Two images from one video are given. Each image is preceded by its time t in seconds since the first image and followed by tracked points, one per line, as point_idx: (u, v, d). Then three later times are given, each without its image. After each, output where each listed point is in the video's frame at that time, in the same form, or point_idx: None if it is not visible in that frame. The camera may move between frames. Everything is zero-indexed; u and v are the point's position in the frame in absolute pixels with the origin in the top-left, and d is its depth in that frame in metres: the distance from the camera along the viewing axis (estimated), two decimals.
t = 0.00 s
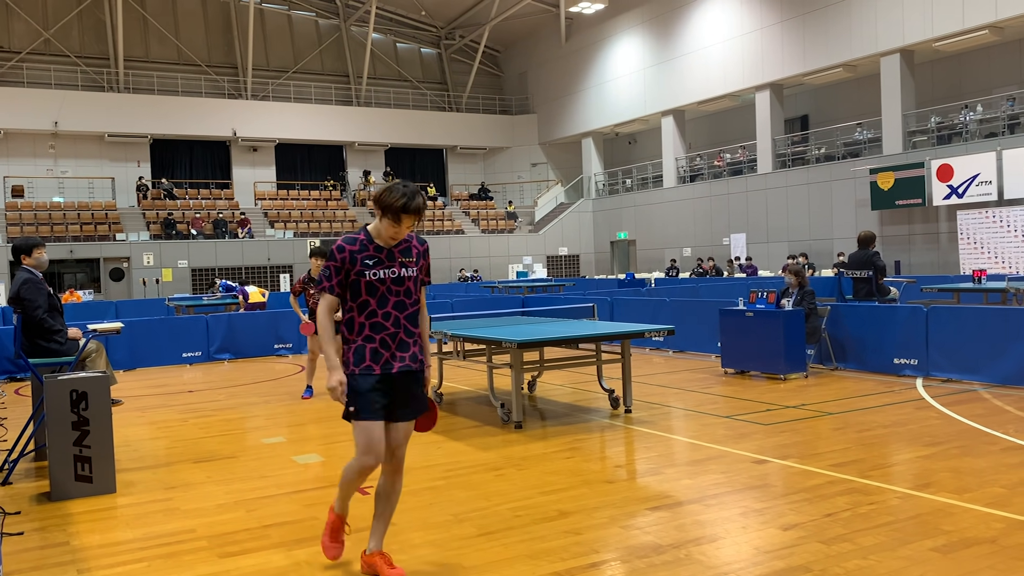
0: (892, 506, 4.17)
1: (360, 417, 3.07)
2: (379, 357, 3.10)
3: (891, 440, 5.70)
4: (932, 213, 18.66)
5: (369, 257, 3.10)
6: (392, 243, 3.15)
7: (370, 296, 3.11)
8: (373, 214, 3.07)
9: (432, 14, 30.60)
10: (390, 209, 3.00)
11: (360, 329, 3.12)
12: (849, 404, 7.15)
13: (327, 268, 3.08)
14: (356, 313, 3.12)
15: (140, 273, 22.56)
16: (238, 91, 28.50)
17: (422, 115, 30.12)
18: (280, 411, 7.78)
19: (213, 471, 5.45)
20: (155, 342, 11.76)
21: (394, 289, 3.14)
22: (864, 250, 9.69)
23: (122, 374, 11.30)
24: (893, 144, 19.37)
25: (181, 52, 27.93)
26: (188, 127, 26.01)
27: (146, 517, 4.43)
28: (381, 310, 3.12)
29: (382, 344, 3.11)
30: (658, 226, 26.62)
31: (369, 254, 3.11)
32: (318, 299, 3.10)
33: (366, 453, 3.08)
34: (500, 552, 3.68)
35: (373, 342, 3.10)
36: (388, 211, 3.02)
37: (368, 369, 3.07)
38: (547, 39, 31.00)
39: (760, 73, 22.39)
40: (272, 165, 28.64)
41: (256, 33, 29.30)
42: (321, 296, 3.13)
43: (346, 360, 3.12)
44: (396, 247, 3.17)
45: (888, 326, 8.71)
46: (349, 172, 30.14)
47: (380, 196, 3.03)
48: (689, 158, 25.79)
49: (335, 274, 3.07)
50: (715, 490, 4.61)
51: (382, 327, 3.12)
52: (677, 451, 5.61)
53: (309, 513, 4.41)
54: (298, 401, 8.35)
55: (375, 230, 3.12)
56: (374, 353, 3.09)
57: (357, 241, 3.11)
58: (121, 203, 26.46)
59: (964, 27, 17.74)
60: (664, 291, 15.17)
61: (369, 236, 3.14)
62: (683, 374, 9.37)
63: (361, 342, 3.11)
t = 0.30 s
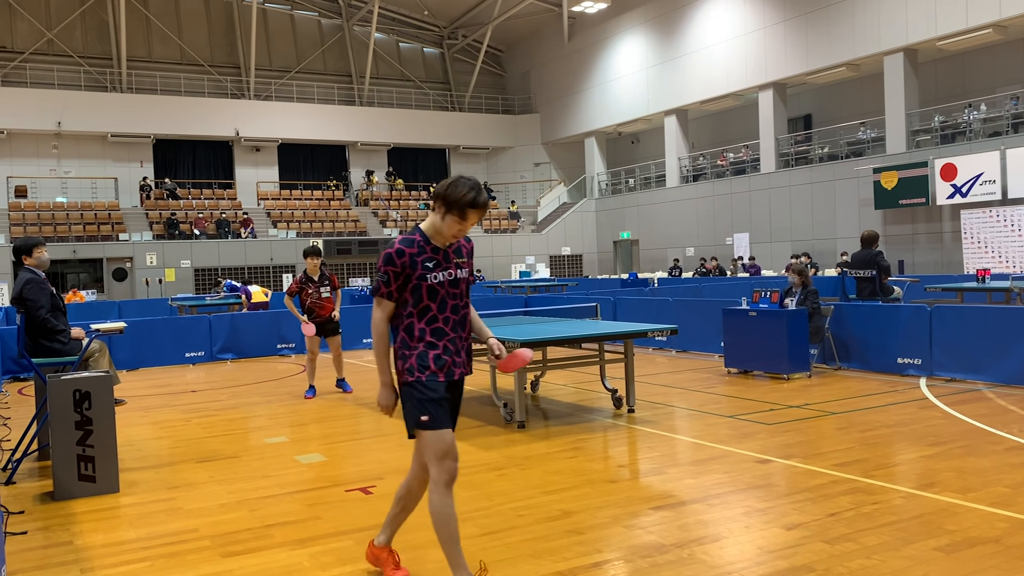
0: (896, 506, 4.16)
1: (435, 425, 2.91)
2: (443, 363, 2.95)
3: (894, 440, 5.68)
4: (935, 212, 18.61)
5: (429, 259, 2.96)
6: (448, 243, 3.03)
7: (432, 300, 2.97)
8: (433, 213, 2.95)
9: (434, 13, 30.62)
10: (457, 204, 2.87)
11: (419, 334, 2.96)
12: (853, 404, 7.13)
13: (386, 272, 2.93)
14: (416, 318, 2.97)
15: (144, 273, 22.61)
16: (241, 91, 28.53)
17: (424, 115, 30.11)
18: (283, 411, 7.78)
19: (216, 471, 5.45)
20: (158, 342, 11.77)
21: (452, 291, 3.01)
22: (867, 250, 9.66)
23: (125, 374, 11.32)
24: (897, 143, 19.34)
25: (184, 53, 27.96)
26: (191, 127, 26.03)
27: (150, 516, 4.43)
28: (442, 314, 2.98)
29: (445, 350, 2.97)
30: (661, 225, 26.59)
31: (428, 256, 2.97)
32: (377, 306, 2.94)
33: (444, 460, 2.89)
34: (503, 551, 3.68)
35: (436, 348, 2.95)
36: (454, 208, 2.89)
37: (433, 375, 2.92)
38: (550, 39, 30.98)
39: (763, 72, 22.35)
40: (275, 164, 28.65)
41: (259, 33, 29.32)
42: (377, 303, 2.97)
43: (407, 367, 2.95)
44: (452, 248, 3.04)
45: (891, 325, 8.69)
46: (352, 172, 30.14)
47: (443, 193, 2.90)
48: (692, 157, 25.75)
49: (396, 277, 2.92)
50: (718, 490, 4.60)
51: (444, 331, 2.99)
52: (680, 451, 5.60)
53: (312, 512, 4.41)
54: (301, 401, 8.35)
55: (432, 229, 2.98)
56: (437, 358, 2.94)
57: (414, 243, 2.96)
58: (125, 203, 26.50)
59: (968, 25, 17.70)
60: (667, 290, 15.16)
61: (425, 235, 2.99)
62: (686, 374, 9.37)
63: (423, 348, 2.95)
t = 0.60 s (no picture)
0: (896, 505, 4.16)
1: (513, 426, 2.67)
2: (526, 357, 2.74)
3: (894, 439, 5.68)
4: (936, 212, 18.60)
5: (508, 246, 2.71)
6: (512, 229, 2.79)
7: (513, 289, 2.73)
8: (511, 198, 2.72)
9: (435, 12, 30.61)
10: (541, 188, 2.71)
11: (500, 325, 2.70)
12: (853, 403, 7.13)
13: (481, 260, 2.59)
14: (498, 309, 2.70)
15: (144, 271, 22.59)
16: (242, 89, 28.51)
17: (425, 114, 30.11)
18: (283, 409, 7.78)
19: (216, 469, 5.45)
20: (158, 339, 11.77)
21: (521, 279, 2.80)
22: (868, 249, 9.65)
23: (125, 372, 11.32)
24: (897, 142, 19.35)
25: (185, 51, 27.95)
26: (192, 125, 26.04)
27: (150, 514, 4.44)
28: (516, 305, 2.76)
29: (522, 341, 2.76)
30: (662, 224, 26.57)
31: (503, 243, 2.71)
32: (477, 297, 2.54)
33: (497, 465, 2.71)
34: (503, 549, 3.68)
35: (517, 341, 2.72)
36: (539, 190, 2.71)
37: (519, 369, 2.69)
38: (551, 37, 30.96)
39: (764, 71, 22.33)
40: (276, 163, 28.64)
41: (260, 32, 29.31)
42: (469, 291, 2.57)
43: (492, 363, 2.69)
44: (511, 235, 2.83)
45: (891, 325, 8.69)
46: (353, 170, 30.14)
47: (526, 178, 2.70)
48: (693, 156, 25.72)
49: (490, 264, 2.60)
50: (718, 488, 4.60)
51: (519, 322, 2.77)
52: (680, 450, 5.60)
53: (312, 509, 4.42)
54: (301, 399, 8.35)
55: (504, 213, 2.74)
56: (519, 352, 2.72)
57: (496, 227, 2.68)
58: (125, 201, 26.51)
59: (969, 25, 17.68)
60: (667, 289, 15.16)
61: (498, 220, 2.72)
62: (686, 373, 9.36)
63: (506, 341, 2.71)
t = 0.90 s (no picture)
0: (895, 505, 4.16)
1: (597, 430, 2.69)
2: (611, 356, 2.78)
3: (892, 439, 5.69)
4: (936, 213, 18.62)
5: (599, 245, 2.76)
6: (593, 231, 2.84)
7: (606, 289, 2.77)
8: (607, 198, 2.80)
9: (436, 9, 30.57)
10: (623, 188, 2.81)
11: (594, 326, 2.73)
12: (852, 403, 7.14)
13: (594, 256, 2.62)
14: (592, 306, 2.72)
15: (144, 267, 22.58)
16: (243, 85, 28.48)
17: (425, 111, 30.08)
18: (282, 406, 7.79)
19: (216, 465, 5.46)
20: (158, 335, 11.78)
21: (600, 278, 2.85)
22: (868, 249, 9.64)
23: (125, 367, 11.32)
24: (898, 143, 19.35)
25: (186, 47, 27.92)
26: (192, 122, 26.02)
27: (148, 510, 4.44)
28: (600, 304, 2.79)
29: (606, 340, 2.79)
30: (662, 222, 26.56)
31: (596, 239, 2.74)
32: (593, 286, 2.53)
33: (578, 475, 2.69)
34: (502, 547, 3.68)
35: (605, 342, 2.74)
36: (623, 190, 2.81)
37: (607, 370, 2.72)
38: (552, 36, 30.94)
39: (765, 70, 22.32)
40: (276, 160, 28.63)
41: (261, 29, 29.29)
42: (584, 282, 2.55)
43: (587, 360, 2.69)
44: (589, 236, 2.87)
45: (891, 325, 8.69)
46: (353, 167, 30.14)
47: (619, 178, 2.80)
48: (693, 156, 25.71)
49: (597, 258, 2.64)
50: (716, 488, 4.60)
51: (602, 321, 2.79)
52: (679, 449, 5.61)
53: (310, 506, 4.42)
54: (300, 395, 8.36)
55: (596, 214, 2.82)
56: (607, 353, 2.74)
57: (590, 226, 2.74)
58: (125, 196, 26.51)
59: (971, 26, 17.66)
60: (667, 288, 15.17)
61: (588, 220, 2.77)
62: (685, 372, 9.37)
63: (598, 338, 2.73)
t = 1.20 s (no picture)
0: (894, 506, 4.16)
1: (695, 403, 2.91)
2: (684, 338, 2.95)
3: (891, 440, 5.69)
4: (938, 214, 18.60)
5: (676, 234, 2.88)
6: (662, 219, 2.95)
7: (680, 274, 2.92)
8: (678, 187, 2.94)
9: (440, 6, 30.55)
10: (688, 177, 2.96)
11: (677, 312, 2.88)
12: (853, 404, 7.14)
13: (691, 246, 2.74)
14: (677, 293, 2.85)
15: (145, 262, 22.58)
16: (245, 81, 28.46)
17: (428, 108, 30.07)
18: (282, 401, 7.79)
19: (215, 460, 5.47)
20: (158, 330, 11.78)
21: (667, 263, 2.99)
22: (870, 249, 9.62)
23: (125, 362, 11.33)
24: (901, 144, 19.31)
25: (189, 42, 27.90)
26: (194, 117, 26.01)
27: (147, 504, 4.45)
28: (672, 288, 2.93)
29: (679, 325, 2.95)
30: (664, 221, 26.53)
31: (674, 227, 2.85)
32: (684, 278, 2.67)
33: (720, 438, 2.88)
34: (500, 545, 3.68)
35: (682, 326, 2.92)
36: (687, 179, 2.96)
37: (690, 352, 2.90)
38: (555, 33, 30.91)
39: (767, 70, 22.30)
40: (278, 155, 28.62)
41: (264, 24, 29.28)
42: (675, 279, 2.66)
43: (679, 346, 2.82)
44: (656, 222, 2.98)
45: (891, 326, 8.69)
46: (355, 163, 30.14)
47: (683, 167, 2.96)
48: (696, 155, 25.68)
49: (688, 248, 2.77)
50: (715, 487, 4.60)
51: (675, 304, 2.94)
52: (679, 448, 5.60)
53: (309, 502, 4.42)
54: (300, 391, 8.36)
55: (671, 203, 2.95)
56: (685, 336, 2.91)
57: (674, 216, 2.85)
58: (127, 191, 26.50)
59: (974, 26, 17.63)
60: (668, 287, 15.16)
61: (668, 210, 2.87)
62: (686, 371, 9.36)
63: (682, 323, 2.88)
